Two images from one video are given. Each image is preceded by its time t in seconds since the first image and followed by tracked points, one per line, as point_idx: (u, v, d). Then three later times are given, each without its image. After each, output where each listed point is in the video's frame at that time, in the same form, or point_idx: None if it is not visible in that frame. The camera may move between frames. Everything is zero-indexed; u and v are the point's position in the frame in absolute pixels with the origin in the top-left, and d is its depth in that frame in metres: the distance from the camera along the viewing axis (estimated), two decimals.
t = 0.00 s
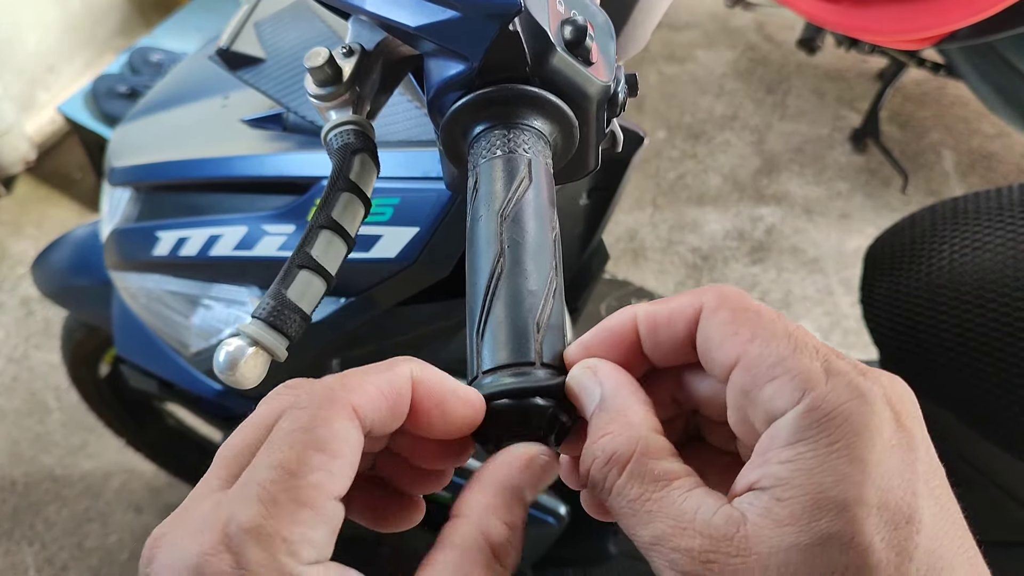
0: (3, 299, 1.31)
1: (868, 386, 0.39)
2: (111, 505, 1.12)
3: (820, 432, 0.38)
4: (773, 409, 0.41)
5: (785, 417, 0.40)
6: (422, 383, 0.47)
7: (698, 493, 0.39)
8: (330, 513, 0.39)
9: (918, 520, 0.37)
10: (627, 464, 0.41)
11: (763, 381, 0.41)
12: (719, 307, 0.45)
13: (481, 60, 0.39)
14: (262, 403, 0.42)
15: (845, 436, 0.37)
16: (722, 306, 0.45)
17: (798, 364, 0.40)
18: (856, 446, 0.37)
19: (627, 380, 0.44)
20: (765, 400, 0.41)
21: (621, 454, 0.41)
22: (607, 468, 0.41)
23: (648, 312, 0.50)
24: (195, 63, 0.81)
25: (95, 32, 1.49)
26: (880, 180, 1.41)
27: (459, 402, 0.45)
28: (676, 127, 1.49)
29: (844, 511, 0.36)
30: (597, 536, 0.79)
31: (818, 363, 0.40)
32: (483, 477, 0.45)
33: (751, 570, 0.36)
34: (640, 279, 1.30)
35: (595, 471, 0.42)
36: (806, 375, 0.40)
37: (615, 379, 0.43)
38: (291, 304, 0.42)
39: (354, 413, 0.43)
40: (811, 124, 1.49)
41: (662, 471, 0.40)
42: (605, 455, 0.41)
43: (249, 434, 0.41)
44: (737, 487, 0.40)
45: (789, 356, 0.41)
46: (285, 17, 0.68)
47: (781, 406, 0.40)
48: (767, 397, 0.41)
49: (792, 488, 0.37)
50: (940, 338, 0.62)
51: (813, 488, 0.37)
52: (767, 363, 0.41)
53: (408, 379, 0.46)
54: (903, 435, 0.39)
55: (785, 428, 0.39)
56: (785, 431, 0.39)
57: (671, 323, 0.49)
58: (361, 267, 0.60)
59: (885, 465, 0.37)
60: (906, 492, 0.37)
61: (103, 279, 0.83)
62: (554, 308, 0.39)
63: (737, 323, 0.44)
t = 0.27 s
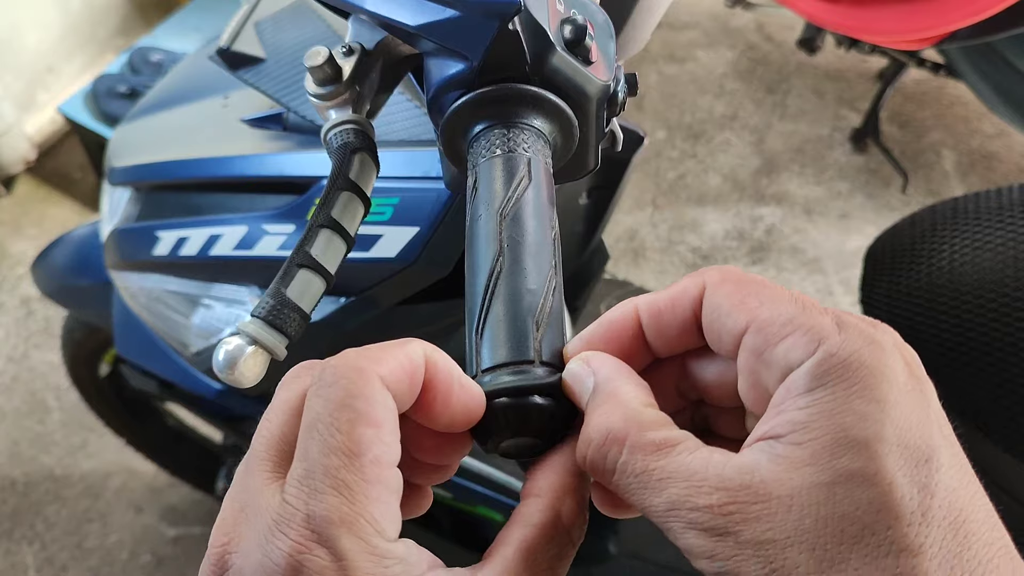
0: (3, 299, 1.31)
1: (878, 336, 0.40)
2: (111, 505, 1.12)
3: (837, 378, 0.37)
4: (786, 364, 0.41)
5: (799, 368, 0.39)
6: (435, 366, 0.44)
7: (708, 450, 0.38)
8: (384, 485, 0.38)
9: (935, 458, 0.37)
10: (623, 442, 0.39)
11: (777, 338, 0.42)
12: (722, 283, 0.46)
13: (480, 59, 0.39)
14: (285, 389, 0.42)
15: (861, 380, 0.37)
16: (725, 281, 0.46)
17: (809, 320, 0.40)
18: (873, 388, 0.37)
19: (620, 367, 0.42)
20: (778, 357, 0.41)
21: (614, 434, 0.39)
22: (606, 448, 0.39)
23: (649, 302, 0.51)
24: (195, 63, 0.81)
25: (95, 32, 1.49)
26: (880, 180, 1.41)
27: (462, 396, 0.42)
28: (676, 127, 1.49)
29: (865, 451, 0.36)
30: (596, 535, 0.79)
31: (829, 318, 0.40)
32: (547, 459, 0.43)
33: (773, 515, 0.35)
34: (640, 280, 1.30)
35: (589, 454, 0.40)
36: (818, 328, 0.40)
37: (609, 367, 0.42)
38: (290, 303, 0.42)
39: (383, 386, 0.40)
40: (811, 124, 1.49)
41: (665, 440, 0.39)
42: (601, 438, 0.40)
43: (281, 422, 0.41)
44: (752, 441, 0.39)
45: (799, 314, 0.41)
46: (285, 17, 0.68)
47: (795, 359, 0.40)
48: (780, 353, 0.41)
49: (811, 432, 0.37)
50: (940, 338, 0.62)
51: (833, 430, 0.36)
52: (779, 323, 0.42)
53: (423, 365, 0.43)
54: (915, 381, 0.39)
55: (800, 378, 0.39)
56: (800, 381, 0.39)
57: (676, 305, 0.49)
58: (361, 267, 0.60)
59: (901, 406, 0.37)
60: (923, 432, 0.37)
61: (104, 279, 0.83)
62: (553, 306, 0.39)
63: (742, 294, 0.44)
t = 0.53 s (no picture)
0: (3, 299, 1.31)
1: (868, 317, 0.40)
2: (110, 505, 1.12)
3: (833, 359, 0.38)
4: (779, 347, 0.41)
5: (793, 350, 0.40)
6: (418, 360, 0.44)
7: (706, 436, 0.37)
8: (365, 479, 0.39)
9: (932, 432, 0.38)
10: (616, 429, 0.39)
11: (770, 322, 0.42)
12: (711, 267, 0.46)
13: (471, 52, 0.40)
14: (267, 378, 0.42)
15: (857, 359, 0.38)
16: (714, 265, 0.46)
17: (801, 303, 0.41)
18: (868, 366, 0.38)
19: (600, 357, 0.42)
20: (772, 340, 0.41)
21: (613, 421, 0.39)
22: (605, 436, 0.39)
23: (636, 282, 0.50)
24: (196, 62, 0.81)
25: (95, 32, 1.49)
26: (880, 180, 1.41)
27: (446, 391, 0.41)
28: (676, 127, 1.49)
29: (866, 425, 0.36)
30: (596, 535, 0.79)
31: (819, 301, 0.41)
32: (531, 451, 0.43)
33: (781, 493, 0.35)
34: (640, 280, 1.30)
35: (588, 445, 0.39)
36: (809, 311, 0.40)
37: (591, 360, 0.41)
38: (278, 294, 0.42)
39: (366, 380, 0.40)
40: (811, 124, 1.49)
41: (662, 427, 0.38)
42: (598, 426, 0.39)
43: (264, 413, 0.41)
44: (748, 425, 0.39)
45: (791, 298, 0.41)
46: (285, 17, 0.68)
47: (788, 342, 0.40)
48: (773, 337, 0.41)
49: (811, 410, 0.37)
50: (940, 338, 0.62)
51: (834, 406, 0.37)
52: (771, 308, 0.42)
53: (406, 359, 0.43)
54: (906, 358, 0.40)
55: (796, 359, 0.39)
56: (796, 362, 0.39)
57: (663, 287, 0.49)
58: (361, 266, 0.60)
59: (896, 382, 0.38)
60: (917, 407, 0.38)
61: (105, 277, 0.83)
62: (539, 300, 0.39)
63: (733, 278, 0.44)
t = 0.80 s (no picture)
0: (3, 299, 1.31)
1: (859, 301, 0.39)
2: (110, 505, 1.12)
3: (828, 352, 0.37)
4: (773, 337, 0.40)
5: (786, 343, 0.39)
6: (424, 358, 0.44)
7: (707, 445, 0.37)
8: (381, 470, 0.38)
9: (932, 418, 0.38)
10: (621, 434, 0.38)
11: (761, 313, 0.41)
12: (701, 257, 0.45)
13: (472, 54, 0.39)
14: (276, 375, 0.42)
15: (852, 350, 0.37)
16: (704, 254, 0.45)
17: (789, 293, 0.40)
18: (865, 358, 0.37)
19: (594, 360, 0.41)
20: (764, 332, 0.41)
21: (617, 422, 0.38)
22: (611, 437, 0.38)
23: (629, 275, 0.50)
24: (196, 62, 0.81)
25: (95, 32, 1.49)
26: (881, 180, 1.41)
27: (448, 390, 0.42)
28: (676, 127, 1.49)
29: (866, 424, 0.36)
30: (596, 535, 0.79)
31: (809, 289, 0.40)
32: (540, 456, 0.43)
33: (784, 499, 0.35)
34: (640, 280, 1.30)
35: (593, 447, 0.39)
36: (800, 301, 0.39)
37: (586, 360, 0.40)
38: (280, 297, 0.42)
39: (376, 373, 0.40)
40: (811, 124, 1.49)
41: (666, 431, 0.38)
42: (604, 426, 0.39)
43: (275, 409, 0.41)
44: (748, 424, 0.39)
45: (780, 286, 0.41)
46: (285, 17, 0.68)
47: (779, 334, 0.40)
48: (765, 328, 0.41)
49: (809, 410, 0.36)
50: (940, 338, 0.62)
51: (832, 404, 0.36)
52: (761, 299, 0.41)
53: (412, 356, 0.43)
54: (902, 343, 0.39)
55: (790, 352, 0.38)
56: (790, 357, 0.38)
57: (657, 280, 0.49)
58: (361, 267, 0.60)
59: (894, 373, 0.38)
60: (915, 395, 0.38)
61: (105, 277, 0.83)
62: (541, 302, 0.39)
63: (724, 269, 0.44)
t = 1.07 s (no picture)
0: (3, 299, 1.31)
1: (872, 343, 0.40)
2: (110, 505, 1.12)
3: (834, 391, 0.37)
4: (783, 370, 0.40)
5: (794, 377, 0.39)
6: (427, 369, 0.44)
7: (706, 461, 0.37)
8: (380, 489, 0.38)
9: (929, 472, 0.38)
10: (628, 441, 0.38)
11: (771, 344, 0.41)
12: (718, 280, 0.45)
13: (476, 59, 0.40)
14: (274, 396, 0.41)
15: (857, 391, 0.37)
16: (721, 278, 0.45)
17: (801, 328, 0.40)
18: (869, 400, 0.37)
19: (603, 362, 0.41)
20: (772, 363, 0.41)
21: (623, 430, 0.38)
22: (615, 445, 0.38)
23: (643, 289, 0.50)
24: (195, 63, 0.81)
25: (95, 32, 1.49)
26: (881, 180, 1.41)
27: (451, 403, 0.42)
28: (676, 127, 1.49)
29: (864, 463, 0.36)
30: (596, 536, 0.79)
31: (823, 325, 0.40)
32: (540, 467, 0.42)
33: (775, 529, 0.35)
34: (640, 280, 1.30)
35: (597, 452, 0.39)
36: (813, 335, 0.39)
37: (596, 357, 0.40)
38: (286, 303, 0.42)
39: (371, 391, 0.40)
40: (811, 124, 1.49)
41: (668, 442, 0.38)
42: (609, 432, 0.38)
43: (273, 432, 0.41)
44: (747, 449, 0.39)
45: (794, 319, 0.41)
46: (285, 18, 0.68)
47: (788, 367, 0.40)
48: (774, 360, 0.41)
49: (810, 444, 0.36)
50: (940, 338, 0.62)
51: (832, 442, 0.36)
52: (773, 329, 0.41)
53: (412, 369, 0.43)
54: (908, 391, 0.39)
55: (797, 386, 0.38)
56: (796, 393, 0.38)
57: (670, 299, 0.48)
58: (361, 268, 0.60)
59: (898, 418, 0.38)
60: (916, 444, 0.38)
61: (105, 278, 0.83)
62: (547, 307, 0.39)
63: (737, 295, 0.43)
